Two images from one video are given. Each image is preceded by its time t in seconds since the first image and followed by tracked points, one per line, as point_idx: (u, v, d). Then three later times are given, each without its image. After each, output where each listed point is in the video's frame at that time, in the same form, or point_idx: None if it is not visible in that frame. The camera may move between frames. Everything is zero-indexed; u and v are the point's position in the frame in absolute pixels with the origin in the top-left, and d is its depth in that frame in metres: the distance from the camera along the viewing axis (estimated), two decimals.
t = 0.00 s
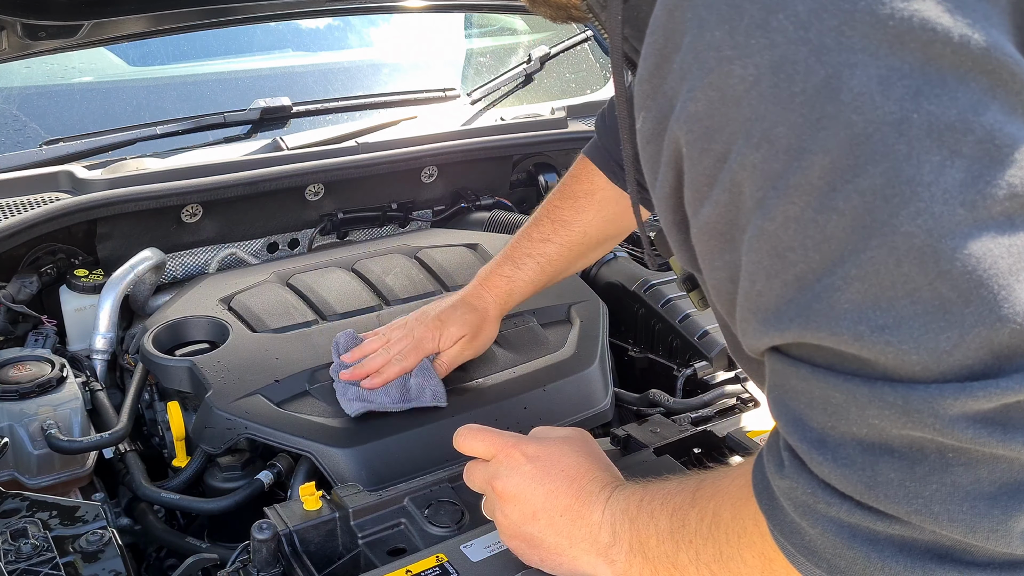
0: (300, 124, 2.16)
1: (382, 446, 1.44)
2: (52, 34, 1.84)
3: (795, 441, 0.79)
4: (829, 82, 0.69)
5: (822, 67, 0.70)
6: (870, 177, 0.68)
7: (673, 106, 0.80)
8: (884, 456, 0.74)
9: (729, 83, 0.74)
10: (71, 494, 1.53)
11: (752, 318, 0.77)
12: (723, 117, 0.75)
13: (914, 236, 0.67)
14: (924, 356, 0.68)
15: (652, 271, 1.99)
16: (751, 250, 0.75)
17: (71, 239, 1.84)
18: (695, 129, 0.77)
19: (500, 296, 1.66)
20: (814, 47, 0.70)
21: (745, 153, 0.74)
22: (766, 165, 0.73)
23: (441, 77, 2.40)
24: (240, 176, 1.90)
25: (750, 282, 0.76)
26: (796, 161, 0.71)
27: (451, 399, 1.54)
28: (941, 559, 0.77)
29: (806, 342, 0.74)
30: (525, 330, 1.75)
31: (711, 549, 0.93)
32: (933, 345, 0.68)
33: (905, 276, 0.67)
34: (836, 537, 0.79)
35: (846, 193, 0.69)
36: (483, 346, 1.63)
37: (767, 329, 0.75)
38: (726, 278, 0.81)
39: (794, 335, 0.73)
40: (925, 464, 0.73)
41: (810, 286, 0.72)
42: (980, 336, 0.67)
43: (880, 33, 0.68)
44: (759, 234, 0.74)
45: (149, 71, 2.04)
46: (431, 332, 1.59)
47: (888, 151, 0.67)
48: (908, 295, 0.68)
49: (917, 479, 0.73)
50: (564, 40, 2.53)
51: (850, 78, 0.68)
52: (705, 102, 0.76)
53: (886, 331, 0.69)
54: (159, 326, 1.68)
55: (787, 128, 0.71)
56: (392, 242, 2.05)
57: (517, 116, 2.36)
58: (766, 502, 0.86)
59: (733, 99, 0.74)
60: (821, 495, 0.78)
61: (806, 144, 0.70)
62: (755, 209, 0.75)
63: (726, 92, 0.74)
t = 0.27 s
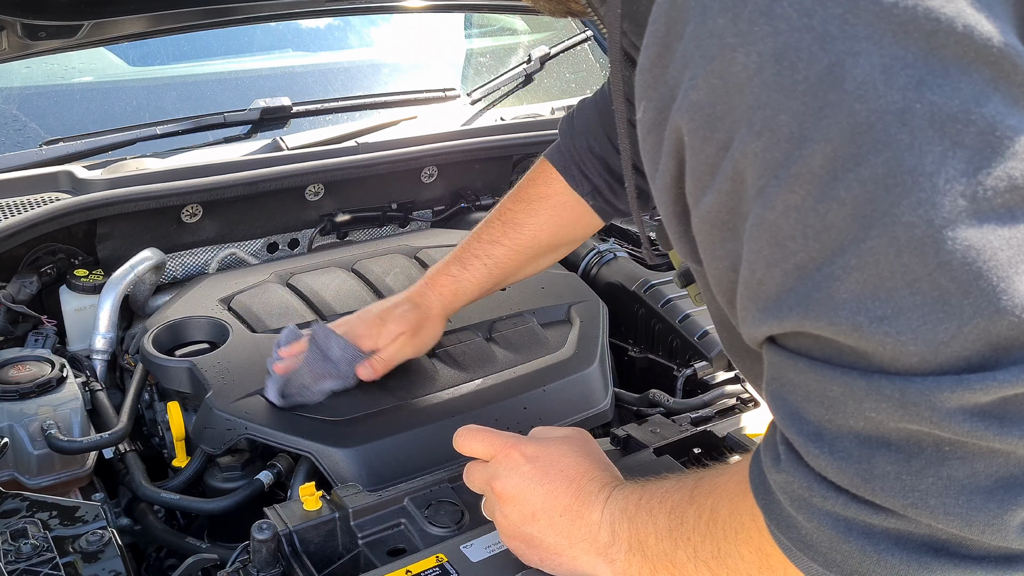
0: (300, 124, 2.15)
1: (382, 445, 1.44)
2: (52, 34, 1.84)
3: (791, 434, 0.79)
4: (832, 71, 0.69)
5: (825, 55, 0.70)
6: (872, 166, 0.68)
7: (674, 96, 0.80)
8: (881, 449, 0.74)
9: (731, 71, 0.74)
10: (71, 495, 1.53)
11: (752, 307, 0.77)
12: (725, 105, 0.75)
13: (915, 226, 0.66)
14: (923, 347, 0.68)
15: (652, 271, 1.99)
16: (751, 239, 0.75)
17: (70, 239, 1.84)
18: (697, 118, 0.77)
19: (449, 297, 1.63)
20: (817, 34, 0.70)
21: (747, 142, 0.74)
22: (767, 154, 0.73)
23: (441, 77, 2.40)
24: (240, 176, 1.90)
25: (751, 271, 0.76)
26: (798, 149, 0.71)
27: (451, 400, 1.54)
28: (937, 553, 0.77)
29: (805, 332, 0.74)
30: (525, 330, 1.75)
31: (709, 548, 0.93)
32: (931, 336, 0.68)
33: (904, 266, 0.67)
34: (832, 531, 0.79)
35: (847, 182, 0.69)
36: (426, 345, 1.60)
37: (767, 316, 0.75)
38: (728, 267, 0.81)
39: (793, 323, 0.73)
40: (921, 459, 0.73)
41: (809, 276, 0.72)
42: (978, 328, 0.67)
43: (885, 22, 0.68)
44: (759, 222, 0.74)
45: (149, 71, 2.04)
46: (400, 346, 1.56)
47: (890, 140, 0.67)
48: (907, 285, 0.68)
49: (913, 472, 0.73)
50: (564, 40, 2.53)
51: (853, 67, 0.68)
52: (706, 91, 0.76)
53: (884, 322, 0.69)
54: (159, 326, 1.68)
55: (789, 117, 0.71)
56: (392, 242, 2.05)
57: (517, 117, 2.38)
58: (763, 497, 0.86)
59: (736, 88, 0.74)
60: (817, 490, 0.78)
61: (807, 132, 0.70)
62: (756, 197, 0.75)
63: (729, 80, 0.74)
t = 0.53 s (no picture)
0: (299, 124, 2.15)
1: (383, 446, 1.44)
2: (52, 34, 1.84)
3: (793, 437, 0.78)
4: (837, 73, 0.69)
5: (831, 57, 0.69)
6: (877, 169, 0.67)
7: (678, 96, 0.80)
8: (881, 453, 0.74)
9: (736, 72, 0.74)
10: (71, 495, 1.53)
11: (754, 308, 0.77)
12: (729, 106, 0.75)
13: (918, 231, 0.67)
14: (925, 352, 0.69)
15: (652, 271, 1.99)
16: (755, 241, 0.75)
17: (70, 240, 1.84)
18: (700, 119, 0.77)
19: (408, 302, 1.61)
20: (823, 36, 0.70)
21: (751, 143, 0.74)
22: (771, 156, 0.73)
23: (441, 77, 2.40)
24: (240, 176, 1.90)
25: (753, 272, 0.76)
26: (802, 152, 0.71)
27: (451, 399, 1.54)
28: (937, 557, 0.77)
29: (807, 336, 0.74)
30: (525, 330, 1.75)
31: (709, 549, 0.93)
32: (934, 341, 0.68)
33: (908, 271, 0.67)
34: (833, 535, 0.79)
35: (852, 185, 0.69)
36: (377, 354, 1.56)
37: (769, 318, 0.75)
38: (730, 268, 0.81)
39: (795, 326, 0.73)
40: (922, 463, 0.73)
41: (812, 278, 0.72)
42: (980, 333, 0.67)
43: (891, 24, 0.68)
44: (762, 224, 0.74)
45: (149, 71, 2.04)
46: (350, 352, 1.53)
47: (895, 143, 0.67)
48: (911, 290, 0.68)
49: (914, 477, 0.73)
50: (564, 39, 2.53)
51: (860, 69, 0.68)
52: (710, 91, 0.76)
53: (887, 326, 0.69)
54: (159, 326, 1.68)
55: (793, 119, 0.71)
56: (392, 242, 2.05)
57: (518, 116, 2.39)
58: (763, 499, 0.86)
59: (740, 89, 0.74)
60: (817, 493, 0.78)
61: (812, 134, 0.70)
62: (759, 199, 0.75)
63: (733, 81, 0.74)
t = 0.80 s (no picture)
0: (300, 124, 2.15)
1: (382, 446, 1.44)
2: (52, 34, 1.84)
3: (797, 445, 0.79)
4: (843, 80, 0.69)
5: (836, 64, 0.69)
6: (883, 177, 0.67)
7: (682, 101, 0.80)
8: (887, 462, 0.74)
9: (740, 78, 0.74)
10: (71, 495, 1.53)
11: (758, 314, 0.78)
12: (733, 112, 0.75)
13: (925, 239, 0.66)
14: (931, 360, 0.68)
15: (653, 271, 1.99)
16: (760, 248, 0.75)
17: (70, 240, 1.84)
18: (704, 125, 0.77)
19: (379, 318, 1.60)
20: (828, 42, 0.70)
21: (755, 149, 0.74)
22: (776, 163, 0.73)
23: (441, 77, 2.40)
24: (240, 176, 1.90)
25: (758, 279, 0.76)
26: (808, 158, 0.71)
27: (451, 399, 1.54)
28: (942, 565, 0.77)
29: (813, 343, 0.75)
30: (525, 331, 1.75)
31: (712, 551, 0.93)
32: (940, 349, 0.68)
33: (914, 279, 0.67)
34: (837, 543, 0.79)
35: (858, 192, 0.69)
36: (354, 373, 1.53)
37: (774, 325, 0.75)
38: (735, 274, 0.81)
39: (800, 333, 0.73)
40: (928, 471, 0.73)
41: (818, 286, 0.72)
42: (986, 341, 0.67)
43: (897, 30, 0.68)
44: (768, 231, 0.74)
45: (149, 71, 2.04)
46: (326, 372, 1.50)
47: (901, 150, 0.66)
48: (917, 297, 0.68)
49: (920, 486, 0.73)
50: (564, 39, 2.53)
51: (866, 75, 0.68)
52: (714, 98, 0.76)
53: (893, 334, 0.69)
54: (160, 326, 1.68)
55: (798, 126, 0.71)
56: (392, 243, 2.05)
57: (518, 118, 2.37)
58: (768, 506, 0.86)
59: (745, 95, 0.74)
60: (823, 502, 0.78)
61: (818, 141, 0.70)
62: (765, 206, 0.75)
63: (737, 87, 0.74)
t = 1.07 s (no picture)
0: (300, 124, 2.15)
1: (383, 446, 1.44)
2: (52, 34, 1.84)
3: (794, 460, 0.79)
4: (835, 96, 0.69)
5: (828, 80, 0.69)
6: (876, 194, 0.67)
7: (670, 118, 0.80)
8: (884, 476, 0.74)
9: (730, 95, 0.74)
10: (71, 495, 1.53)
11: (753, 331, 0.78)
12: (724, 129, 0.75)
13: (920, 255, 0.66)
14: (928, 376, 0.69)
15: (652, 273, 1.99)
16: (754, 265, 0.76)
17: (70, 240, 1.84)
18: (695, 142, 0.77)
19: (393, 309, 1.61)
20: (819, 58, 0.70)
21: (747, 167, 0.74)
22: (769, 180, 0.73)
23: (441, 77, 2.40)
24: (240, 176, 1.90)
25: (751, 296, 0.77)
26: (801, 175, 0.71)
27: (450, 400, 1.54)
28: None
29: (809, 359, 0.75)
30: (525, 331, 1.75)
31: (711, 556, 0.93)
32: (936, 364, 0.68)
33: (910, 295, 0.67)
34: (834, 556, 0.80)
35: (852, 209, 0.69)
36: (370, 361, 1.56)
37: (769, 341, 0.75)
38: (728, 289, 0.81)
39: (795, 350, 0.73)
40: (926, 485, 0.73)
41: (813, 302, 0.72)
42: (983, 356, 0.67)
43: (888, 45, 0.68)
44: (762, 247, 0.74)
45: (150, 71, 2.05)
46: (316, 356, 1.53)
47: (894, 166, 0.67)
48: (912, 313, 0.68)
49: (918, 499, 0.74)
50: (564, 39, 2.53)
51: (858, 90, 0.68)
52: (705, 114, 0.76)
53: (889, 350, 0.69)
54: (160, 326, 1.68)
55: (791, 142, 0.71)
56: (392, 244, 2.05)
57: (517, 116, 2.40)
58: (766, 516, 0.86)
59: (737, 111, 0.74)
60: (821, 516, 0.78)
61: (810, 157, 0.70)
62: (758, 223, 0.75)
63: (728, 103, 0.74)
